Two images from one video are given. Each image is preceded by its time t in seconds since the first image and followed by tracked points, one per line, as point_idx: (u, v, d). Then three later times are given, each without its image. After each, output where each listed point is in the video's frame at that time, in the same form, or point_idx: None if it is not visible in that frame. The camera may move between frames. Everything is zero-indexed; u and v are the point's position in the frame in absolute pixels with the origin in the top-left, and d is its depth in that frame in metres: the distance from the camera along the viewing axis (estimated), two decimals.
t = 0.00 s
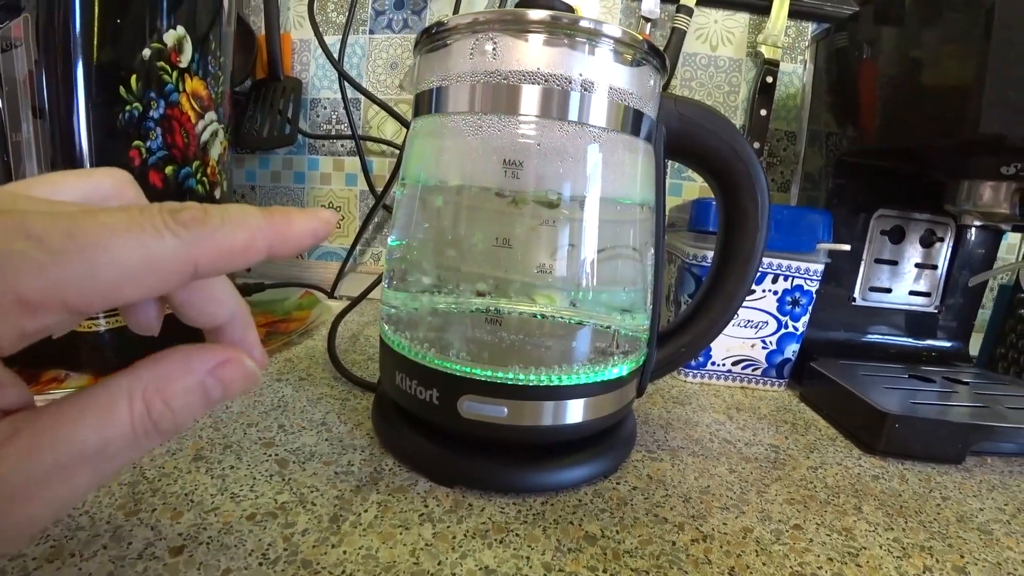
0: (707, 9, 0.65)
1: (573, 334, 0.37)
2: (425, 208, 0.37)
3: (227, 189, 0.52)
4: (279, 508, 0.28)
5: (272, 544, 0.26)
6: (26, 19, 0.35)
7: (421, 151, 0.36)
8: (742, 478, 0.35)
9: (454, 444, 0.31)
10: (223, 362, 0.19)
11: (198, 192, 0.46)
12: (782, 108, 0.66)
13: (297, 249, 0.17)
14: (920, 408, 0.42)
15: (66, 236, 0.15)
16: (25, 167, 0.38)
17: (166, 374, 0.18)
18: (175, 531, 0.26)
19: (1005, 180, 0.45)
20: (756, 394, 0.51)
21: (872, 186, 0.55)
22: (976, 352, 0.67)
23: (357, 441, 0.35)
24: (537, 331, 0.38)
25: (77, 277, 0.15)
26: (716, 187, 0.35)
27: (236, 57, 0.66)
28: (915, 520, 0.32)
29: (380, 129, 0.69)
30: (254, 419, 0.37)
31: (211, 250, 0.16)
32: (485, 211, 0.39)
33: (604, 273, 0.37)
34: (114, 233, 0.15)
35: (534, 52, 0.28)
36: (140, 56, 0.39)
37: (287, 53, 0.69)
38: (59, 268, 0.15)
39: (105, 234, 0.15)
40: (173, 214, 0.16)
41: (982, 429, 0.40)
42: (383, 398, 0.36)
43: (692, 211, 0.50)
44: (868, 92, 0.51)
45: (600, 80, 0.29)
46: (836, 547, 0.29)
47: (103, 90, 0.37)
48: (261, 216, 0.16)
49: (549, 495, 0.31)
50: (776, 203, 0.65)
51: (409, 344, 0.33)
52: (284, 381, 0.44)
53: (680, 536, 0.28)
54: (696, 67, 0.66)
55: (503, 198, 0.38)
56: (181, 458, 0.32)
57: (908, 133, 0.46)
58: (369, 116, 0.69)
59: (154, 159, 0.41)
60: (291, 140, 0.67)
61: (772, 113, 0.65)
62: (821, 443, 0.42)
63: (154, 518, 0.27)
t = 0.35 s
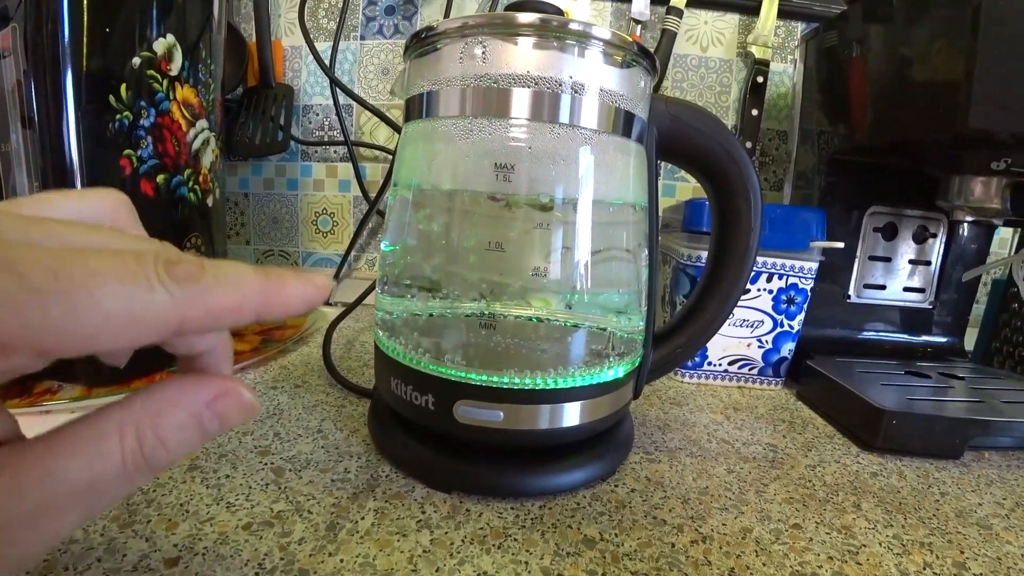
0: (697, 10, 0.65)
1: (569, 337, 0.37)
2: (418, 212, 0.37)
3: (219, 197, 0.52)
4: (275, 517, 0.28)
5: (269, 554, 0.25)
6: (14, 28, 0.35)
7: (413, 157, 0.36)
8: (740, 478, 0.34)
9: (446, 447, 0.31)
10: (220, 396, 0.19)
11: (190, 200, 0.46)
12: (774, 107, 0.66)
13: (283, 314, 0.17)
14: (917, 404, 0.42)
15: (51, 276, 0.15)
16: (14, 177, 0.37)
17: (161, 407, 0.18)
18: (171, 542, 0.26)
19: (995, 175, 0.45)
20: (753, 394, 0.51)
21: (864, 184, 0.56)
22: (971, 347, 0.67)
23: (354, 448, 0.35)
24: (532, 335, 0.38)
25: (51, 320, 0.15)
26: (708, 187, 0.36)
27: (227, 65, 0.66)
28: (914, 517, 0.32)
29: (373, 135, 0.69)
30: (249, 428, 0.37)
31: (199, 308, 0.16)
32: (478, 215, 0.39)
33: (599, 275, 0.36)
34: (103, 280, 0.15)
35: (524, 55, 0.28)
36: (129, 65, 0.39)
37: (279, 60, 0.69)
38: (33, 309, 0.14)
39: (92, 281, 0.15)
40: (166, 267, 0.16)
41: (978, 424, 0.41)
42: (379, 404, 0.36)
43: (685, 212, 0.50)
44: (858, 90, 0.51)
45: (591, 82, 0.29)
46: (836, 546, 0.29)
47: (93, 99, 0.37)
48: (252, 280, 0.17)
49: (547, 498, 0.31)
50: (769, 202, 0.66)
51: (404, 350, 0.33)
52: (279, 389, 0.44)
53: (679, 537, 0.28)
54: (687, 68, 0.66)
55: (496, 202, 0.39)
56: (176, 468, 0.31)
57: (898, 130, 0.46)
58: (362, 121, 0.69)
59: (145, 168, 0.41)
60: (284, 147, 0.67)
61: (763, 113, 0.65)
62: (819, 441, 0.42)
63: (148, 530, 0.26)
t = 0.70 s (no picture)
0: (698, 13, 0.65)
1: (571, 340, 0.37)
2: (421, 213, 0.37)
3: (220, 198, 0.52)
4: (277, 519, 0.28)
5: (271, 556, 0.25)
6: (16, 28, 0.35)
7: (416, 158, 0.35)
8: (743, 481, 0.34)
9: (447, 449, 0.31)
10: (247, 550, 0.17)
11: (191, 201, 0.46)
12: (774, 110, 0.66)
13: (313, 493, 0.16)
14: (918, 406, 0.42)
15: (122, 405, 0.15)
16: (15, 178, 0.37)
17: (184, 545, 0.16)
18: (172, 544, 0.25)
19: (995, 178, 0.45)
20: (755, 396, 0.51)
21: (865, 187, 0.56)
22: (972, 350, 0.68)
23: (355, 450, 0.35)
24: (534, 337, 0.38)
25: (108, 452, 0.14)
26: (711, 189, 0.36)
27: (228, 67, 0.66)
28: (917, 520, 0.32)
29: (374, 137, 0.69)
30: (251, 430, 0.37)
31: (239, 470, 0.15)
32: (479, 217, 0.39)
33: (602, 277, 0.36)
34: (161, 424, 0.15)
35: (528, 57, 0.28)
36: (132, 65, 0.39)
37: (280, 61, 0.69)
38: (94, 437, 0.14)
39: (157, 418, 0.15)
40: (223, 422, 0.16)
41: (980, 426, 0.41)
42: (381, 406, 0.36)
43: (687, 214, 0.50)
44: (858, 93, 0.52)
45: (595, 84, 0.29)
46: (839, 549, 0.29)
47: (95, 99, 0.37)
48: (297, 453, 0.16)
49: (550, 501, 0.31)
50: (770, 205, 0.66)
51: (407, 351, 0.33)
52: (280, 390, 0.43)
53: (682, 540, 0.28)
54: (687, 71, 0.66)
55: (498, 204, 0.38)
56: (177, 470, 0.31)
57: (899, 132, 0.47)
58: (363, 123, 0.69)
59: (147, 168, 0.41)
60: (284, 149, 0.67)
61: (764, 116, 0.65)
62: (821, 443, 0.42)
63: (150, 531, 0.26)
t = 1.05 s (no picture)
0: (698, 18, 0.65)
1: (573, 344, 0.37)
2: (424, 220, 0.37)
3: (225, 203, 0.52)
4: (283, 522, 0.28)
5: (277, 559, 0.26)
6: (24, 37, 0.35)
7: (420, 167, 0.35)
8: (745, 483, 0.35)
9: (449, 451, 0.32)
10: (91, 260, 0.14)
11: (195, 207, 0.46)
12: (774, 113, 0.66)
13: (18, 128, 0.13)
14: (919, 408, 0.43)
15: None
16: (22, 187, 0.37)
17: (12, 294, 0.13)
18: (179, 548, 0.26)
19: (995, 181, 0.45)
20: (756, 399, 0.51)
21: (865, 189, 0.56)
22: (973, 351, 0.68)
23: (359, 454, 0.35)
24: (537, 340, 0.38)
25: None
26: (711, 193, 0.36)
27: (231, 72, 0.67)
28: (919, 521, 0.32)
29: (376, 141, 0.69)
30: (255, 434, 0.37)
31: None
32: (482, 222, 0.40)
33: (603, 280, 0.37)
34: None
35: (530, 65, 0.28)
36: (137, 72, 0.39)
37: (282, 67, 0.69)
38: None
39: None
40: None
41: (980, 428, 0.41)
42: (384, 410, 0.36)
43: (688, 217, 0.50)
44: (858, 97, 0.52)
45: (596, 91, 0.29)
46: (841, 550, 0.29)
47: (101, 106, 0.37)
48: None
49: (553, 504, 0.31)
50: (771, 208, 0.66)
51: (410, 356, 0.33)
52: (284, 395, 0.44)
53: (684, 542, 0.28)
54: (688, 75, 0.66)
55: (500, 209, 0.40)
56: (183, 474, 0.32)
57: (898, 135, 0.47)
58: (365, 128, 0.70)
59: (152, 174, 0.41)
60: (288, 154, 0.68)
61: (764, 119, 0.66)
62: (822, 445, 0.42)
63: (157, 535, 0.26)
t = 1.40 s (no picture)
0: (699, 19, 0.65)
1: (576, 346, 0.37)
2: (427, 222, 0.37)
3: (227, 206, 0.52)
4: (286, 525, 0.28)
5: (281, 562, 0.25)
6: (26, 40, 0.36)
7: (422, 169, 0.36)
8: (750, 484, 0.34)
9: (452, 453, 0.32)
10: None
11: (197, 210, 0.46)
12: (776, 114, 0.66)
13: None
14: (924, 409, 0.42)
15: None
16: (25, 187, 0.39)
17: None
18: (182, 551, 0.26)
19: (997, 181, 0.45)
20: (760, 400, 0.51)
21: (868, 190, 0.56)
22: (977, 351, 0.68)
23: (363, 456, 0.35)
24: (540, 342, 0.38)
25: None
26: (714, 194, 0.36)
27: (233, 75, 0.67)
28: (924, 522, 0.32)
29: (378, 144, 0.69)
30: (258, 436, 0.37)
31: None
32: (485, 224, 0.40)
33: (606, 282, 0.37)
34: None
35: (533, 66, 0.28)
36: (139, 75, 0.39)
37: (283, 70, 0.69)
38: None
39: None
40: None
41: (985, 429, 0.41)
42: (388, 412, 0.36)
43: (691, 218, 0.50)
44: (860, 97, 0.52)
45: (599, 92, 0.29)
46: (847, 552, 0.29)
47: (104, 110, 0.37)
48: None
49: (558, 506, 0.31)
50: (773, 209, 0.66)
51: (413, 358, 0.33)
52: (287, 397, 0.44)
53: (690, 544, 0.28)
54: (689, 76, 0.66)
55: (502, 211, 0.40)
56: (186, 477, 0.32)
57: (900, 136, 0.47)
58: (367, 130, 0.69)
59: (155, 177, 0.41)
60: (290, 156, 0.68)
61: (766, 120, 0.66)
62: (827, 447, 0.42)
63: (160, 538, 0.26)
